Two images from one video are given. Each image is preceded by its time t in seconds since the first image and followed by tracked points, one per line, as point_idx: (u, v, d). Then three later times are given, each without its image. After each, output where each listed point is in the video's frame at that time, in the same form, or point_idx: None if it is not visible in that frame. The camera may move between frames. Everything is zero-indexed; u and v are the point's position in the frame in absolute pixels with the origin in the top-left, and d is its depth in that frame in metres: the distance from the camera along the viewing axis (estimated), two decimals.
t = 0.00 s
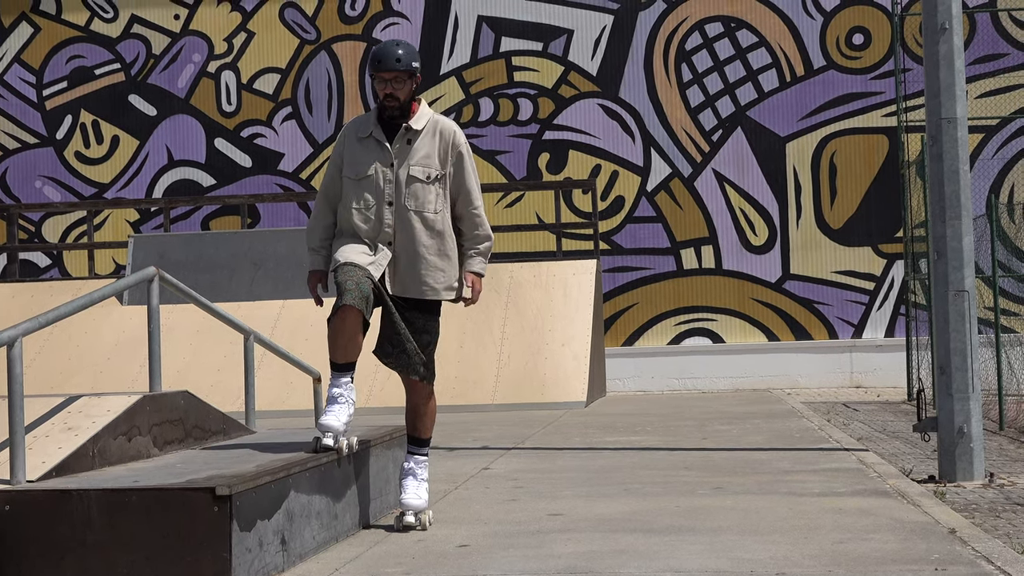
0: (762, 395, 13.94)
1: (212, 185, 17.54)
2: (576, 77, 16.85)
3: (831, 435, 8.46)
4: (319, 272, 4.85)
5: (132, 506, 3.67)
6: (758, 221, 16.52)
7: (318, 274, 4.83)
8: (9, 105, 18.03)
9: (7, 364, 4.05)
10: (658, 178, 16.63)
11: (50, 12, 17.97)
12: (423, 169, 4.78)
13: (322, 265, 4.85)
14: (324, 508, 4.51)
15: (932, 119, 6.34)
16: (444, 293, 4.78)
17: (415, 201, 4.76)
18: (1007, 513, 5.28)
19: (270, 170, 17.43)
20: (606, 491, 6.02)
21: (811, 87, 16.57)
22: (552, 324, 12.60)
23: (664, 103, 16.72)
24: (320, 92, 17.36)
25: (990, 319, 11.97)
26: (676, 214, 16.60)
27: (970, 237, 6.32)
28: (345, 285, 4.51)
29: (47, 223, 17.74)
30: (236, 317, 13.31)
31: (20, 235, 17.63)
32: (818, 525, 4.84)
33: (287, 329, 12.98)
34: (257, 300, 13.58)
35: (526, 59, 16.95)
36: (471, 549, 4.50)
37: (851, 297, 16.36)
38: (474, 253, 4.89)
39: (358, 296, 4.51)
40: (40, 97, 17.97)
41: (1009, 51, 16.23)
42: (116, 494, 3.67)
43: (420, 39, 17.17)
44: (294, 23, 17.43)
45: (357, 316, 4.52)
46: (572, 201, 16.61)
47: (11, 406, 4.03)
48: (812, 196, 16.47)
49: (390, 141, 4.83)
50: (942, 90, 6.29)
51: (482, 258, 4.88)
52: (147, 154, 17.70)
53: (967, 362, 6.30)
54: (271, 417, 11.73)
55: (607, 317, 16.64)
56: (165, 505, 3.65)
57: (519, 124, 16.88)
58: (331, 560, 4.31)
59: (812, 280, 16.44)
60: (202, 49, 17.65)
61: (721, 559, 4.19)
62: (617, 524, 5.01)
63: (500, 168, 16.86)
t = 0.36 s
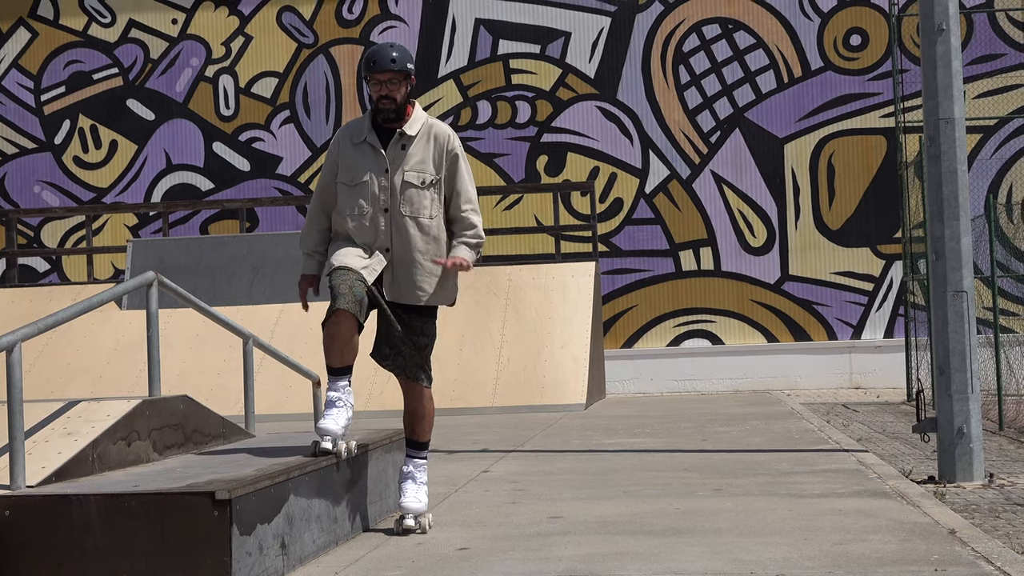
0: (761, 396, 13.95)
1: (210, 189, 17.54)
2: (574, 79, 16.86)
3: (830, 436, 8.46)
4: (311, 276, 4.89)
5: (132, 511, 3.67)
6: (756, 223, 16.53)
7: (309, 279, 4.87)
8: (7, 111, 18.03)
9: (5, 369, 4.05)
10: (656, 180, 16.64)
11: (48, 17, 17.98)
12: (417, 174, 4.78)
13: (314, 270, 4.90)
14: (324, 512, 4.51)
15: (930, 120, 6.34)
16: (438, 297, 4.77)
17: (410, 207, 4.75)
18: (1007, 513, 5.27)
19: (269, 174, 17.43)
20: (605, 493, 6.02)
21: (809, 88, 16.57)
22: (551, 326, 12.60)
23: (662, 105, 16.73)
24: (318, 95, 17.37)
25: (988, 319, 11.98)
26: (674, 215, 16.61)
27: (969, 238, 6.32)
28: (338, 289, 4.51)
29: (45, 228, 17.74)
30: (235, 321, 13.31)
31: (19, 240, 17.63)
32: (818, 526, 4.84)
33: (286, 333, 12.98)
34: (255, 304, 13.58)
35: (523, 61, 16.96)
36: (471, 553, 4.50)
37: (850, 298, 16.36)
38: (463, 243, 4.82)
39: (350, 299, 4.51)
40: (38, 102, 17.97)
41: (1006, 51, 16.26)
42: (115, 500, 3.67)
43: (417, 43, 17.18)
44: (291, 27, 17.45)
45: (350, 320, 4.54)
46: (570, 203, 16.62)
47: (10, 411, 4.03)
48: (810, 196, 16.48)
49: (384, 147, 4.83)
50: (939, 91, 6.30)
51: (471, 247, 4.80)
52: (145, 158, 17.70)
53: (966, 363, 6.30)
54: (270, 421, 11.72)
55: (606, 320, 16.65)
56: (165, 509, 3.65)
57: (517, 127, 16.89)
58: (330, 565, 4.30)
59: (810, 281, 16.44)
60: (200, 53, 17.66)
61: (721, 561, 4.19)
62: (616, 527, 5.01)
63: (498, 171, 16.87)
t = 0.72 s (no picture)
0: (763, 398, 13.93)
1: (212, 193, 17.55)
2: (575, 81, 16.87)
3: (833, 437, 8.45)
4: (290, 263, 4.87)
5: (135, 515, 3.67)
6: (758, 223, 16.53)
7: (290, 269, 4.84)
8: (9, 115, 18.05)
9: (8, 373, 4.06)
10: (658, 182, 16.64)
11: (49, 21, 17.98)
12: (414, 182, 4.78)
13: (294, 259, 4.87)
14: (327, 515, 4.51)
15: (932, 120, 6.34)
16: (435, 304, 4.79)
17: (407, 214, 4.76)
18: (1011, 514, 5.26)
19: (270, 178, 17.43)
20: (609, 495, 6.02)
21: (810, 89, 16.57)
22: (553, 328, 12.60)
23: (663, 107, 16.73)
24: (320, 98, 17.38)
25: (991, 319, 11.96)
26: (676, 217, 16.61)
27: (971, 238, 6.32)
28: (343, 294, 4.50)
29: (48, 232, 17.76)
30: (238, 324, 13.31)
31: (21, 245, 17.65)
32: (822, 528, 4.84)
33: (289, 336, 12.98)
34: (258, 308, 13.58)
35: (524, 63, 16.96)
36: (474, 555, 4.50)
37: (852, 299, 16.35)
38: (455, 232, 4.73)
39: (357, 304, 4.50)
40: (39, 106, 17.99)
41: (1008, 51, 16.25)
42: (119, 504, 3.68)
43: (418, 45, 17.19)
44: (293, 30, 17.46)
45: (357, 323, 4.52)
46: (572, 205, 16.61)
47: (13, 415, 4.03)
48: (812, 197, 16.48)
49: (381, 153, 4.82)
50: (940, 91, 6.30)
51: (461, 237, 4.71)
52: (147, 162, 17.72)
53: (969, 363, 6.29)
54: (273, 424, 11.72)
55: (608, 322, 16.64)
56: (168, 513, 3.66)
57: (519, 129, 16.89)
58: (334, 567, 4.30)
59: (812, 282, 16.44)
60: (202, 57, 17.68)
61: (725, 562, 4.19)
62: (620, 528, 5.01)
63: (499, 173, 16.87)
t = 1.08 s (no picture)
0: (763, 398, 13.92)
1: (214, 190, 17.55)
2: (578, 80, 16.87)
3: (835, 438, 8.44)
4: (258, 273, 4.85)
5: (137, 511, 3.68)
6: (760, 223, 16.53)
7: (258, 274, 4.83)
8: (12, 111, 18.05)
9: (11, 369, 4.06)
10: (661, 181, 16.63)
11: (53, 17, 17.99)
12: (391, 197, 4.70)
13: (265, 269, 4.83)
14: (329, 512, 4.52)
15: (936, 122, 6.35)
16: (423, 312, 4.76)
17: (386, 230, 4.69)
18: (1012, 515, 5.25)
19: (272, 175, 17.43)
20: (610, 494, 6.01)
21: (813, 89, 16.56)
22: (555, 327, 12.59)
23: (666, 106, 16.72)
24: (323, 96, 17.37)
25: (993, 320, 11.95)
26: (679, 216, 16.61)
27: (974, 239, 6.32)
28: (335, 295, 4.50)
29: (50, 228, 17.77)
30: (240, 321, 13.32)
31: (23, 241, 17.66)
32: (823, 528, 4.84)
33: (291, 333, 12.99)
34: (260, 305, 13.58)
35: (528, 62, 16.96)
36: (476, 553, 4.50)
37: (854, 300, 16.34)
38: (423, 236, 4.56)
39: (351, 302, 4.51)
40: (43, 103, 18.01)
41: (1011, 52, 16.23)
42: (121, 499, 3.68)
43: (421, 44, 17.19)
44: (297, 28, 17.47)
45: (351, 323, 4.51)
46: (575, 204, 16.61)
47: (16, 410, 4.04)
48: (814, 197, 16.47)
49: (360, 167, 4.73)
50: (944, 92, 6.30)
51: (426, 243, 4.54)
52: (150, 159, 17.72)
53: (972, 364, 6.27)
54: (275, 421, 11.73)
55: (610, 321, 16.64)
56: (170, 509, 3.66)
57: (522, 128, 16.88)
58: (335, 564, 4.31)
59: (815, 282, 16.43)
60: (205, 54, 17.69)
61: (726, 562, 4.19)
62: (621, 528, 5.01)
63: (502, 172, 16.88)
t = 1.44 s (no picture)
0: (766, 399, 13.89)
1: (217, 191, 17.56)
2: (581, 81, 16.86)
3: (837, 438, 8.44)
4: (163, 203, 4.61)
5: (141, 511, 3.68)
6: (763, 223, 16.51)
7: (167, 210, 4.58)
8: (15, 112, 18.07)
9: (14, 369, 4.06)
10: (663, 182, 16.62)
11: (56, 18, 18.00)
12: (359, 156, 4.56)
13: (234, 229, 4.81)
14: (332, 513, 4.52)
15: (939, 122, 6.34)
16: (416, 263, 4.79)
17: (364, 186, 4.62)
18: (1016, 516, 5.25)
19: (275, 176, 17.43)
20: (614, 495, 6.01)
21: (816, 90, 16.55)
22: (558, 328, 12.59)
23: (669, 107, 16.72)
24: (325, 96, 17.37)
25: (996, 321, 11.93)
26: (681, 217, 16.60)
27: (977, 240, 6.31)
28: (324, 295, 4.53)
29: (53, 229, 17.78)
30: (243, 322, 13.33)
31: (26, 242, 17.67)
32: (827, 529, 4.84)
33: (294, 334, 12.99)
34: (262, 306, 13.58)
35: (531, 63, 16.96)
36: (479, 554, 4.50)
37: (857, 300, 16.32)
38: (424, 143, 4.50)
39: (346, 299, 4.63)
40: (46, 103, 18.02)
41: (1014, 53, 16.22)
42: (124, 500, 3.69)
43: (424, 44, 17.21)
44: (299, 29, 17.48)
45: (345, 319, 4.76)
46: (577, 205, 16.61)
47: (19, 412, 4.04)
48: (817, 198, 16.47)
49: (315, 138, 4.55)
50: (947, 93, 6.29)
51: (435, 140, 4.48)
52: (153, 160, 17.73)
53: (974, 365, 6.26)
54: (277, 422, 11.73)
55: (613, 322, 16.64)
56: (173, 510, 3.66)
57: (525, 128, 16.88)
58: (338, 565, 4.30)
59: (817, 283, 16.42)
60: (208, 54, 17.69)
61: (730, 563, 4.19)
62: (624, 529, 5.00)
63: (505, 173, 16.86)
